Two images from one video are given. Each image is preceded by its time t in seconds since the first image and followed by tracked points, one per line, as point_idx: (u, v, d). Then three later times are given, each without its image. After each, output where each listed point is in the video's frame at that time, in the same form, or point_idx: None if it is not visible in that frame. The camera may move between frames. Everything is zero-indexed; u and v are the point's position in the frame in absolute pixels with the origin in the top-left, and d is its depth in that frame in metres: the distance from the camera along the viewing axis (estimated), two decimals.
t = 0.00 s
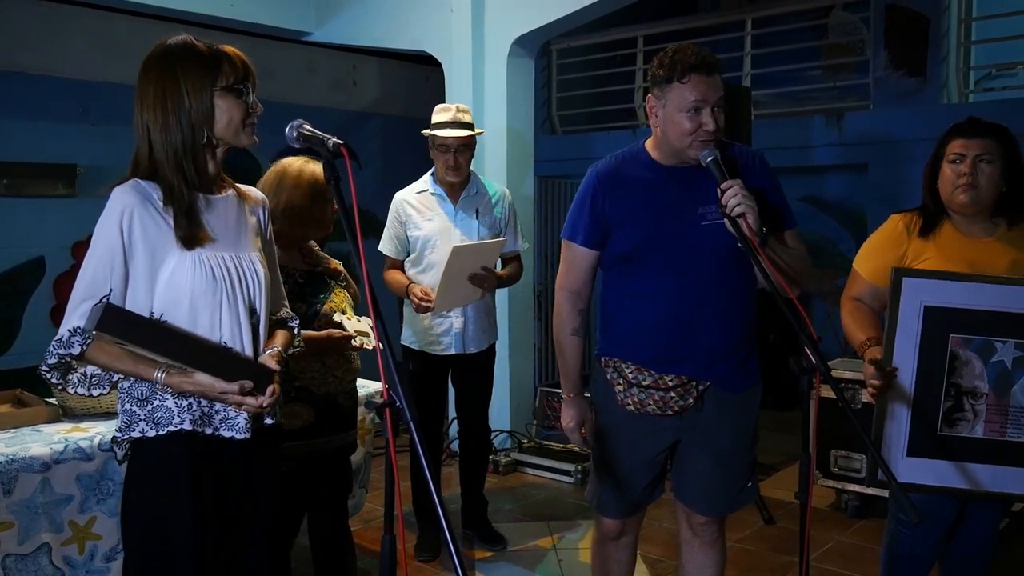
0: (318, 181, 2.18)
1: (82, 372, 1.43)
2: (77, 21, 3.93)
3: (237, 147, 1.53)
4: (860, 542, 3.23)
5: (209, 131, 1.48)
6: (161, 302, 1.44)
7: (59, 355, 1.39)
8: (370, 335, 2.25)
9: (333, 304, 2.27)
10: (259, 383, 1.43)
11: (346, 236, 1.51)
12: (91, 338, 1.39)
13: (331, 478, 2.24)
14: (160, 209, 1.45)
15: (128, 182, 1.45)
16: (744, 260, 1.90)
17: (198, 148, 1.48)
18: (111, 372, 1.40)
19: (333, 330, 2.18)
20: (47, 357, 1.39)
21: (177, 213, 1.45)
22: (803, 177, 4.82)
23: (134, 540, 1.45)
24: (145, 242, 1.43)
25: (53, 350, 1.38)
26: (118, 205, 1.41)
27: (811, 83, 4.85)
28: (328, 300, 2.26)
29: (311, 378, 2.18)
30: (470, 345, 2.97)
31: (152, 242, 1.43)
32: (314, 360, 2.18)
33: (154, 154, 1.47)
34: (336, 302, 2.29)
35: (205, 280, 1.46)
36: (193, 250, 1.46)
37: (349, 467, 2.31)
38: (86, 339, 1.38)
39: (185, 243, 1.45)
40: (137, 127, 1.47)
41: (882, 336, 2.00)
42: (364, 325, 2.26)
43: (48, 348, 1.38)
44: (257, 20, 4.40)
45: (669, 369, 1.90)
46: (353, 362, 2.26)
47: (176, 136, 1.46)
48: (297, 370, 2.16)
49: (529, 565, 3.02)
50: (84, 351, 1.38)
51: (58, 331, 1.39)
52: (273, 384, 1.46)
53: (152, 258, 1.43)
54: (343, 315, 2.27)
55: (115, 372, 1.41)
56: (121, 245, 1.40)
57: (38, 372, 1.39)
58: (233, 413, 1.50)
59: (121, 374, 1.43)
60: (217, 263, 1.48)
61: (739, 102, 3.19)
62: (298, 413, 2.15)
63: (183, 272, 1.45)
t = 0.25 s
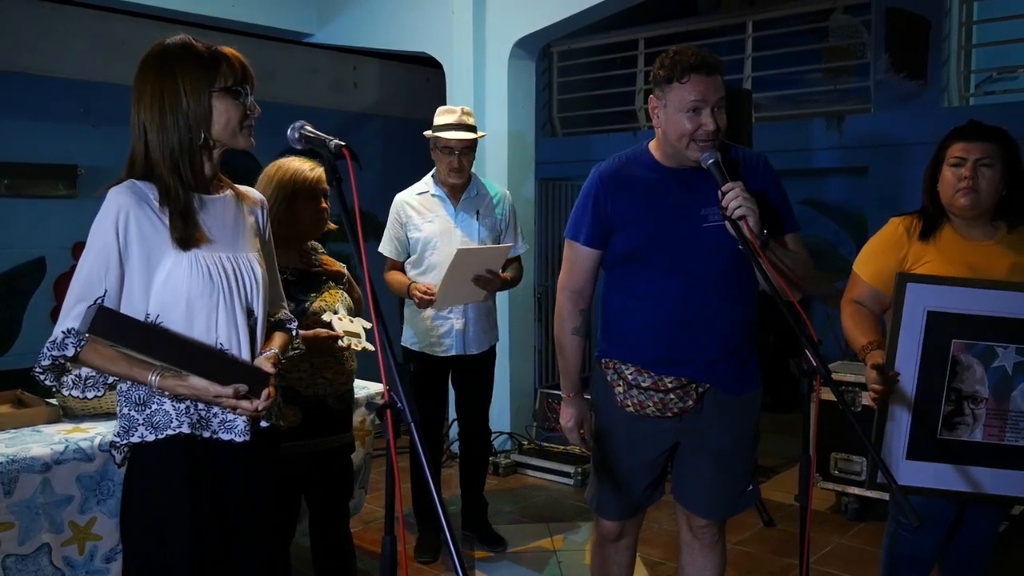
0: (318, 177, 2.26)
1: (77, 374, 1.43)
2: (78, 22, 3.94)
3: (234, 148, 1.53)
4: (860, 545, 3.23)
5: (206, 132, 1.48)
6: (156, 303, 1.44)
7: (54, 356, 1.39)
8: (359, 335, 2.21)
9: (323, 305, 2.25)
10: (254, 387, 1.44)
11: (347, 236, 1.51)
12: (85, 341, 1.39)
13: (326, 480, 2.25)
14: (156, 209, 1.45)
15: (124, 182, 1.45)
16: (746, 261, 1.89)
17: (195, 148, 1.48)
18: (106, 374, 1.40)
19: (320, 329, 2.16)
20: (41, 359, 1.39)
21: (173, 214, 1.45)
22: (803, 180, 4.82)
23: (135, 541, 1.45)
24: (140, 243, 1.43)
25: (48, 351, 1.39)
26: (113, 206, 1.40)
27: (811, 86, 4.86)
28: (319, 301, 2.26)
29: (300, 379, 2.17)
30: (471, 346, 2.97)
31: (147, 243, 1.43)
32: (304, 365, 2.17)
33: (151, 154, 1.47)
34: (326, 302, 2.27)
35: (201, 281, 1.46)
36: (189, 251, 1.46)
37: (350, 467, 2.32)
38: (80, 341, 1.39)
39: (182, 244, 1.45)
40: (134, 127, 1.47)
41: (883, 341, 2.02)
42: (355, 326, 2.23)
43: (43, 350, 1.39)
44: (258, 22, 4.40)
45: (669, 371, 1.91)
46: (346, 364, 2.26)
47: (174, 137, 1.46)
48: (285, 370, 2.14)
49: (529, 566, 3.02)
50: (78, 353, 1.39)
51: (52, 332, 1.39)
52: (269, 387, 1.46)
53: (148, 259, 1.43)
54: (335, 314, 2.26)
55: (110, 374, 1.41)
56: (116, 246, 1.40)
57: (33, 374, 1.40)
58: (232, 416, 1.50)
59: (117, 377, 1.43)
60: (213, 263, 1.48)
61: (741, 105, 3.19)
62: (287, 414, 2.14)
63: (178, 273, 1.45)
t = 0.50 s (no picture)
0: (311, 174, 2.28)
1: (76, 378, 1.43)
2: (78, 23, 3.94)
3: (234, 149, 1.53)
4: (860, 545, 3.23)
5: (207, 133, 1.48)
6: (160, 304, 1.44)
7: (56, 359, 1.38)
8: (348, 336, 2.19)
9: (312, 305, 2.22)
10: (265, 390, 1.45)
11: (347, 235, 1.51)
12: (88, 343, 1.38)
13: (325, 481, 2.25)
14: (160, 209, 1.46)
15: (127, 183, 1.45)
16: (746, 261, 1.89)
17: (195, 149, 1.48)
18: (111, 376, 1.40)
19: (308, 329, 2.14)
20: (43, 362, 1.39)
21: (177, 215, 1.46)
22: (804, 181, 4.82)
23: (135, 544, 1.44)
24: (144, 243, 1.43)
25: (50, 355, 1.38)
26: (117, 206, 1.40)
27: (812, 87, 4.86)
28: (308, 301, 2.23)
29: (288, 380, 2.16)
30: (470, 347, 2.97)
31: (151, 244, 1.43)
32: (292, 366, 2.16)
33: (152, 154, 1.47)
34: (316, 301, 2.24)
35: (205, 282, 1.46)
36: (193, 252, 1.46)
37: (350, 468, 2.32)
38: (83, 344, 1.38)
39: (185, 245, 1.45)
40: (134, 127, 1.47)
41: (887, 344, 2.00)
42: (345, 326, 2.20)
43: (45, 353, 1.38)
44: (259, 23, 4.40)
45: (670, 372, 1.91)
46: (339, 365, 2.25)
47: (175, 137, 1.46)
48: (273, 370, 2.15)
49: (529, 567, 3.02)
50: (81, 356, 1.38)
51: (54, 335, 1.38)
52: (278, 390, 1.47)
53: (151, 260, 1.43)
54: (326, 314, 2.24)
55: (111, 378, 1.43)
56: (120, 247, 1.40)
57: (32, 377, 1.40)
58: (235, 417, 1.51)
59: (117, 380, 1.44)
60: (216, 264, 1.49)
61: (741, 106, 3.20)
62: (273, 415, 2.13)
63: (182, 274, 1.45)
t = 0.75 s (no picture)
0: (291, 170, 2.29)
1: (76, 382, 1.43)
2: (79, 23, 3.94)
3: (235, 150, 1.54)
4: (859, 546, 3.23)
5: (210, 134, 1.48)
6: (165, 305, 1.43)
7: (61, 362, 1.37)
8: (338, 339, 2.12)
9: (301, 307, 2.18)
10: (279, 388, 1.43)
11: (348, 236, 1.51)
12: (95, 345, 1.38)
13: (326, 481, 2.25)
14: (166, 209, 1.45)
15: (132, 182, 1.45)
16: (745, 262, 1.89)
17: (198, 149, 1.48)
18: (118, 378, 1.40)
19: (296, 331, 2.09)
20: (47, 365, 1.38)
21: (181, 214, 1.46)
22: (804, 182, 4.82)
23: (138, 546, 1.44)
24: (151, 243, 1.42)
25: (54, 357, 1.37)
26: (124, 205, 1.40)
27: (812, 88, 4.86)
28: (298, 303, 2.19)
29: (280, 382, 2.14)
30: (468, 347, 2.97)
31: (157, 244, 1.43)
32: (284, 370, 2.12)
33: (154, 153, 1.47)
34: (305, 303, 2.20)
35: (210, 282, 1.46)
36: (198, 252, 1.46)
37: (349, 467, 2.33)
38: (89, 346, 1.37)
39: (191, 245, 1.45)
40: (136, 125, 1.46)
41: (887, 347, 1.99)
42: (335, 329, 2.14)
43: (49, 355, 1.37)
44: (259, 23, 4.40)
45: (670, 373, 1.91)
46: (331, 367, 2.20)
47: (178, 136, 1.46)
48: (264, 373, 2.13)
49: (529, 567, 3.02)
50: (87, 358, 1.37)
51: (58, 337, 1.37)
52: (292, 388, 1.45)
53: (157, 260, 1.43)
54: (316, 317, 2.18)
55: (113, 379, 1.43)
56: (127, 247, 1.39)
57: (33, 381, 1.39)
58: (239, 418, 1.51)
59: (119, 382, 1.45)
60: (220, 265, 1.49)
61: (742, 107, 3.20)
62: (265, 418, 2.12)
63: (188, 274, 1.45)
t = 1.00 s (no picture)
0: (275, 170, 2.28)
1: (76, 384, 1.43)
2: (78, 23, 3.94)
3: (235, 148, 1.54)
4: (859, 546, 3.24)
5: (209, 132, 1.48)
6: (167, 305, 1.43)
7: (62, 363, 1.37)
8: (331, 340, 2.17)
9: (293, 308, 2.22)
10: (284, 389, 1.43)
11: (347, 236, 1.51)
12: (96, 347, 1.38)
13: (325, 481, 2.26)
14: (167, 209, 1.45)
15: (133, 182, 1.44)
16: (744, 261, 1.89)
17: (198, 148, 1.48)
18: (121, 379, 1.40)
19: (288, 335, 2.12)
20: (48, 367, 1.37)
21: (183, 214, 1.46)
22: (803, 181, 4.82)
23: (140, 547, 1.45)
24: (153, 243, 1.42)
25: (56, 359, 1.37)
26: (127, 205, 1.40)
27: (811, 88, 4.86)
28: (291, 303, 2.22)
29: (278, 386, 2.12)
30: (466, 346, 2.97)
31: (159, 244, 1.43)
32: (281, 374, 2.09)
33: (154, 152, 1.46)
34: (298, 303, 2.23)
35: (213, 283, 1.46)
36: (199, 252, 1.46)
37: (348, 467, 2.33)
38: (91, 347, 1.37)
39: (192, 245, 1.45)
40: (135, 125, 1.46)
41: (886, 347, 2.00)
42: (328, 330, 2.18)
43: (50, 357, 1.37)
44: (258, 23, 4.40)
45: (670, 372, 1.91)
46: (327, 368, 2.18)
47: (178, 134, 1.45)
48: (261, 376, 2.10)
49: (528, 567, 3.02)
50: (90, 360, 1.38)
51: (59, 338, 1.37)
52: (296, 389, 1.46)
53: (159, 260, 1.43)
54: (308, 318, 2.21)
55: (114, 381, 1.43)
56: (130, 247, 1.39)
57: (34, 384, 1.38)
58: (241, 420, 1.51)
59: (119, 384, 1.45)
60: (222, 265, 1.49)
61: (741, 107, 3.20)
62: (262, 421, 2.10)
63: (190, 275, 1.45)
